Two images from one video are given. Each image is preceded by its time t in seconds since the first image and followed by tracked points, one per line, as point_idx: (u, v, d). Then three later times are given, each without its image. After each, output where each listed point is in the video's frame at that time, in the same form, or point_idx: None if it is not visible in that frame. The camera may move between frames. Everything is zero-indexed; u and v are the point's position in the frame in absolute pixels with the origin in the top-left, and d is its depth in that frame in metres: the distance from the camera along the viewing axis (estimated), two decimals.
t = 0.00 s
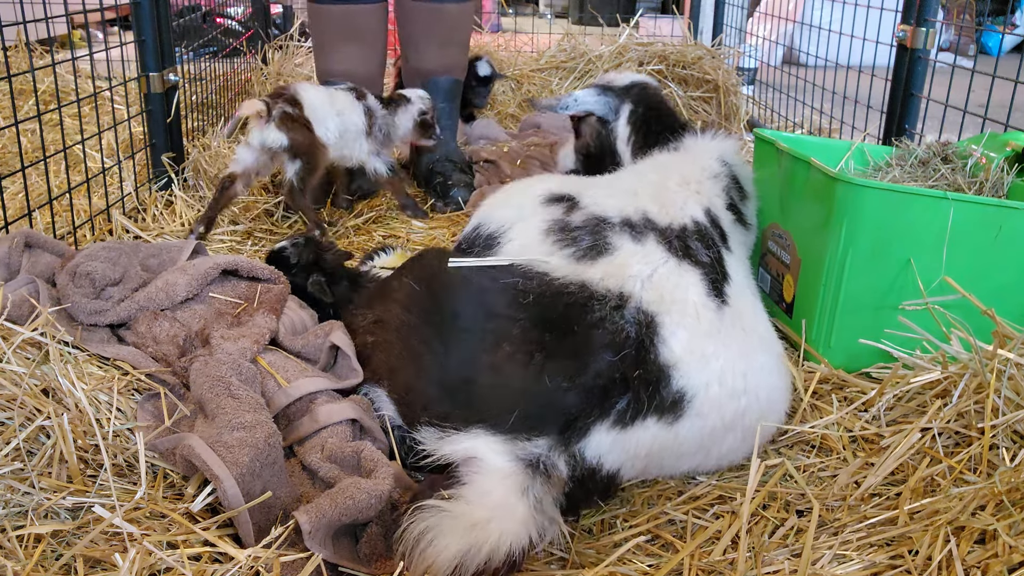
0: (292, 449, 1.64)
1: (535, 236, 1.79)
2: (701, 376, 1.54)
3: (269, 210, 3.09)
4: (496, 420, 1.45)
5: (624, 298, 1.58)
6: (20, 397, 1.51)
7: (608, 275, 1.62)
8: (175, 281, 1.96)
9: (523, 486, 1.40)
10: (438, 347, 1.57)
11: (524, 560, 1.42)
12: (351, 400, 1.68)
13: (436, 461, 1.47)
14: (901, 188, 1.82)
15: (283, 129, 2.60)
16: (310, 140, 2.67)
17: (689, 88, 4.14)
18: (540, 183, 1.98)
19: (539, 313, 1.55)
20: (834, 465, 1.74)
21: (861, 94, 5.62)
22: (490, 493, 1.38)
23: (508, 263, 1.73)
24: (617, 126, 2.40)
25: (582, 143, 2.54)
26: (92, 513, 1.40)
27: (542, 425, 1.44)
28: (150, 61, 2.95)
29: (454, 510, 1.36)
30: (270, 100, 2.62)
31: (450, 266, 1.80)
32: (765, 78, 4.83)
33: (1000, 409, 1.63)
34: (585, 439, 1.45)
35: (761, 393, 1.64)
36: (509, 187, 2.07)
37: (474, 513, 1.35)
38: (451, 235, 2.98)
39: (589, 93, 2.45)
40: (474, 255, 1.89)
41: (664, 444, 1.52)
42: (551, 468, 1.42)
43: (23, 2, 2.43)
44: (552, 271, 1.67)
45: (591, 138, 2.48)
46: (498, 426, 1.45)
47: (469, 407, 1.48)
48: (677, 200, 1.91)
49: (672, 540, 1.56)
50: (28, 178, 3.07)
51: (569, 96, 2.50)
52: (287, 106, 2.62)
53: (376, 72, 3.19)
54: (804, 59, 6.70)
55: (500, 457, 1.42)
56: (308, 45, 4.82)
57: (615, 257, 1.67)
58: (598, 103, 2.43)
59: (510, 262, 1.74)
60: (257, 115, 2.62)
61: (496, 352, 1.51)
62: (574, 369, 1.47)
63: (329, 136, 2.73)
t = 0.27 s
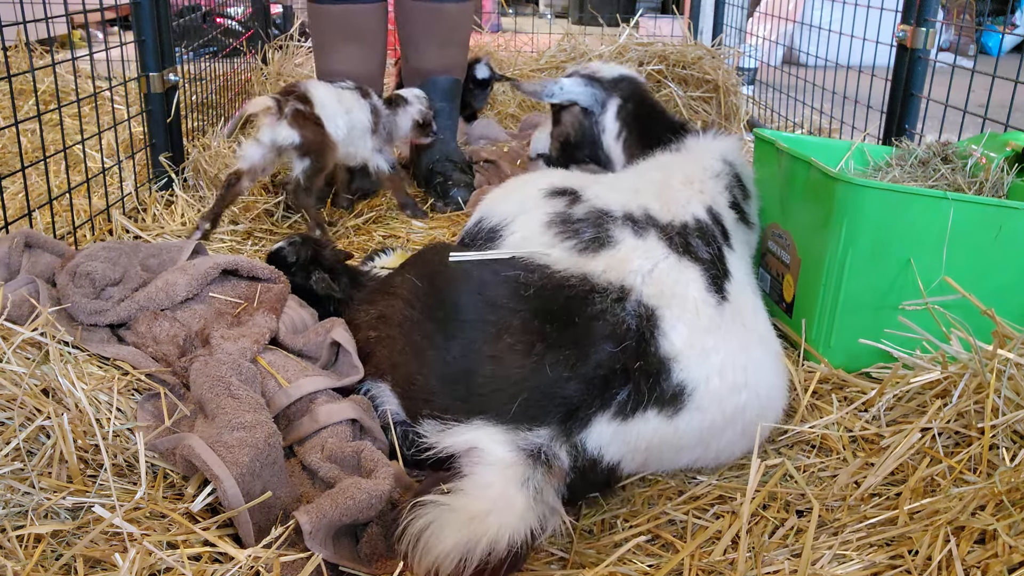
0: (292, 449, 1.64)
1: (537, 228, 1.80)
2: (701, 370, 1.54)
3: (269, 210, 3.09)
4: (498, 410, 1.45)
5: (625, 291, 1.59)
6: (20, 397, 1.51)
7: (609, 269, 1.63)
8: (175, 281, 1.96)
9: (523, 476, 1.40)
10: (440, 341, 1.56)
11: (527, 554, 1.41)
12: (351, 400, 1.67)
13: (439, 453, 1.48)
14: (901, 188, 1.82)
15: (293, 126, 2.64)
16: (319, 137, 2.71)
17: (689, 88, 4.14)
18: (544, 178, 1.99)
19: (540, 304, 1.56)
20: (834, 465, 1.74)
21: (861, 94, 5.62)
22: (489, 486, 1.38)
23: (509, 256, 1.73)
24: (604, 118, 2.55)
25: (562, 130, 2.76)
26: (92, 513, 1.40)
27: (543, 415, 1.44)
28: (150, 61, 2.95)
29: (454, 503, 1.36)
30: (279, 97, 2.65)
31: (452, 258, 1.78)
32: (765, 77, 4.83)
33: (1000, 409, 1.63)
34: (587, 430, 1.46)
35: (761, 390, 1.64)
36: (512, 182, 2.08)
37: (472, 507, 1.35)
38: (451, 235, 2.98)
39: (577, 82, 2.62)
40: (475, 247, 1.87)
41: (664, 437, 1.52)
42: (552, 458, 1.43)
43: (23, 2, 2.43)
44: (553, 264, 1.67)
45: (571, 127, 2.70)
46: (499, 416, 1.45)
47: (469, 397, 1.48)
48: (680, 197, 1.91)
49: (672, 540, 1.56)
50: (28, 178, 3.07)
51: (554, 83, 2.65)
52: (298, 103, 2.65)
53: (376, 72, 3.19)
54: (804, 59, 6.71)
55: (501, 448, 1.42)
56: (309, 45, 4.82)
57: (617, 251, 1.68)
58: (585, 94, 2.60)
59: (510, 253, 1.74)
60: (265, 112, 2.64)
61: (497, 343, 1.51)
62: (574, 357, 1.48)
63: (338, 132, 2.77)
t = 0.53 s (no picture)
0: (293, 449, 1.65)
1: (536, 230, 1.80)
2: (701, 371, 1.54)
3: (269, 210, 3.09)
4: (497, 412, 1.45)
5: (624, 293, 1.59)
6: (20, 397, 1.51)
7: (608, 271, 1.63)
8: (175, 281, 1.96)
9: (523, 479, 1.40)
10: (439, 342, 1.56)
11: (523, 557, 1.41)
12: (352, 400, 1.67)
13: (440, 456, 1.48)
14: (900, 188, 1.82)
15: (303, 124, 2.63)
16: (328, 136, 2.70)
17: (689, 88, 4.14)
18: (543, 180, 1.99)
19: (540, 305, 1.56)
20: (834, 465, 1.74)
21: (861, 94, 5.63)
22: (489, 488, 1.38)
23: (508, 257, 1.73)
24: (598, 115, 2.51)
25: (553, 128, 2.72)
26: (92, 513, 1.40)
27: (542, 419, 1.44)
28: (150, 61, 2.95)
29: (453, 503, 1.36)
30: (290, 95, 2.64)
31: (450, 260, 1.77)
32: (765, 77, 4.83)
33: (1000, 409, 1.63)
34: (586, 433, 1.46)
35: (761, 390, 1.63)
36: (512, 183, 2.08)
37: (472, 507, 1.35)
38: (451, 235, 2.98)
39: (570, 81, 2.56)
40: (475, 250, 1.88)
41: (664, 440, 1.52)
42: (552, 461, 1.43)
43: (23, 2, 2.43)
44: (552, 266, 1.67)
45: (565, 127, 2.67)
46: (499, 419, 1.45)
47: (469, 399, 1.48)
48: (679, 198, 1.92)
49: (672, 540, 1.56)
50: (28, 178, 3.07)
51: (546, 81, 2.58)
52: (309, 100, 2.65)
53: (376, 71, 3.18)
54: (804, 59, 6.71)
55: (500, 450, 1.42)
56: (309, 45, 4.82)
57: (616, 253, 1.68)
58: (578, 92, 2.55)
59: (509, 254, 1.74)
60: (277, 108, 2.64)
61: (498, 344, 1.51)
62: (573, 359, 1.48)
63: (346, 131, 2.74)
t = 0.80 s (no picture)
0: (292, 449, 1.65)
1: (533, 237, 1.79)
2: (700, 373, 1.54)
3: (269, 210, 3.09)
4: (496, 421, 1.45)
5: (621, 297, 1.59)
6: (20, 397, 1.51)
7: (605, 275, 1.63)
8: (175, 281, 1.96)
9: (525, 486, 1.40)
10: (438, 346, 1.56)
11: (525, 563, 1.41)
12: (352, 400, 1.67)
13: (437, 466, 1.47)
14: (903, 186, 1.82)
15: (290, 120, 2.63)
16: (319, 132, 2.69)
17: (689, 88, 4.14)
18: (537, 185, 1.98)
19: (539, 311, 1.56)
20: (834, 465, 1.74)
21: (861, 94, 5.63)
22: (490, 494, 1.38)
23: (506, 264, 1.73)
24: (596, 115, 2.43)
25: (548, 131, 2.58)
26: (92, 513, 1.40)
27: (543, 424, 1.44)
28: (150, 61, 2.95)
29: (454, 506, 1.36)
30: (276, 94, 2.65)
31: (448, 266, 1.78)
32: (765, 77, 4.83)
33: (1000, 409, 1.63)
34: (586, 438, 1.46)
35: (760, 388, 1.63)
36: (506, 189, 2.07)
37: (473, 512, 1.35)
38: (451, 235, 2.98)
39: (567, 81, 2.46)
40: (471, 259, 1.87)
41: (664, 442, 1.52)
42: (553, 467, 1.43)
43: (23, 2, 2.43)
44: (549, 271, 1.67)
45: (561, 129, 2.53)
46: (498, 427, 1.45)
47: (468, 406, 1.48)
48: (674, 199, 1.91)
49: (672, 540, 1.56)
50: (28, 178, 3.07)
51: (545, 81, 2.46)
52: (294, 98, 2.64)
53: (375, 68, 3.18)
54: (804, 59, 6.71)
55: (503, 456, 1.42)
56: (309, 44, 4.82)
57: (612, 256, 1.68)
58: (576, 92, 2.45)
59: (506, 262, 1.74)
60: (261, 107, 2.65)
61: (497, 353, 1.50)
62: (573, 366, 1.48)
63: (336, 126, 2.74)
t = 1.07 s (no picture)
0: (293, 449, 1.65)
1: (535, 230, 1.79)
2: (701, 370, 1.54)
3: (269, 210, 3.10)
4: (496, 414, 1.45)
5: (623, 292, 1.59)
6: (20, 397, 1.51)
7: (607, 270, 1.63)
8: (175, 281, 1.96)
9: (524, 481, 1.39)
10: (439, 343, 1.55)
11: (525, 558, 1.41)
12: (351, 400, 1.67)
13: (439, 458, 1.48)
14: (903, 187, 1.82)
15: (317, 122, 2.63)
16: (339, 134, 2.71)
17: (689, 88, 4.14)
18: (542, 180, 1.99)
19: (539, 305, 1.56)
20: (834, 465, 1.74)
21: (861, 94, 5.63)
22: (489, 488, 1.37)
23: (507, 258, 1.73)
24: (590, 116, 2.45)
25: (540, 131, 2.61)
26: (92, 513, 1.40)
27: (543, 418, 1.44)
28: (150, 61, 2.95)
29: (452, 503, 1.35)
30: (303, 92, 2.61)
31: (449, 263, 1.78)
32: (765, 77, 4.83)
33: (1000, 409, 1.63)
34: (586, 433, 1.46)
35: (759, 387, 1.63)
36: (511, 183, 2.08)
37: (472, 507, 1.34)
38: (451, 235, 2.98)
39: (561, 81, 2.48)
40: (474, 252, 1.89)
41: (664, 440, 1.52)
42: (553, 461, 1.42)
43: (23, 2, 2.43)
44: (551, 266, 1.67)
45: (555, 129, 2.57)
46: (498, 420, 1.45)
47: (468, 400, 1.49)
48: (677, 197, 1.92)
49: (672, 540, 1.56)
50: (28, 178, 3.07)
51: (537, 81, 2.48)
52: (321, 98, 2.63)
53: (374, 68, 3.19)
54: (804, 59, 6.71)
55: (500, 452, 1.41)
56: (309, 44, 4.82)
57: (615, 252, 1.68)
58: (569, 93, 2.47)
59: (507, 255, 1.75)
60: (290, 107, 2.59)
61: (496, 345, 1.51)
62: (573, 360, 1.49)
63: (354, 126, 2.77)
